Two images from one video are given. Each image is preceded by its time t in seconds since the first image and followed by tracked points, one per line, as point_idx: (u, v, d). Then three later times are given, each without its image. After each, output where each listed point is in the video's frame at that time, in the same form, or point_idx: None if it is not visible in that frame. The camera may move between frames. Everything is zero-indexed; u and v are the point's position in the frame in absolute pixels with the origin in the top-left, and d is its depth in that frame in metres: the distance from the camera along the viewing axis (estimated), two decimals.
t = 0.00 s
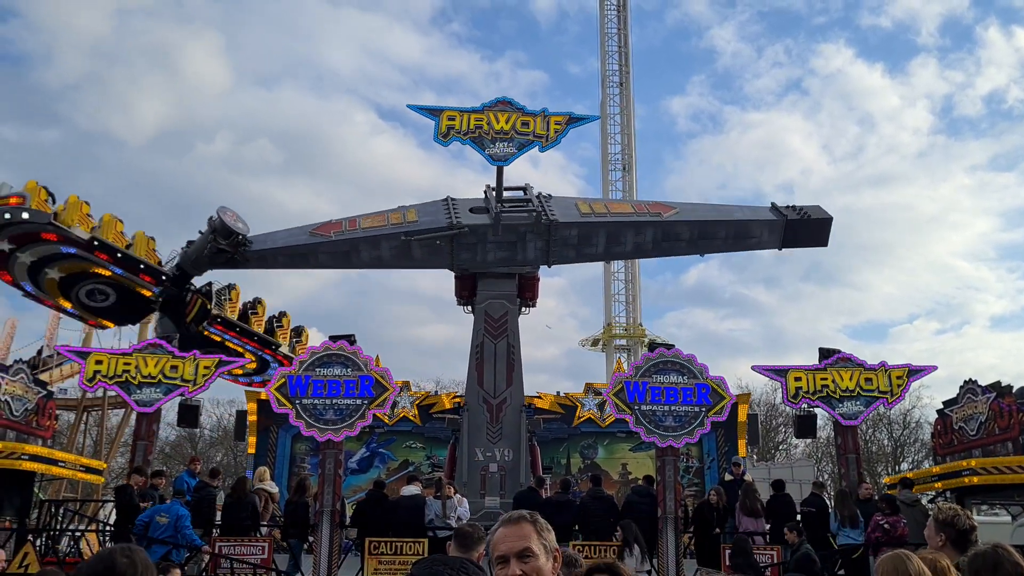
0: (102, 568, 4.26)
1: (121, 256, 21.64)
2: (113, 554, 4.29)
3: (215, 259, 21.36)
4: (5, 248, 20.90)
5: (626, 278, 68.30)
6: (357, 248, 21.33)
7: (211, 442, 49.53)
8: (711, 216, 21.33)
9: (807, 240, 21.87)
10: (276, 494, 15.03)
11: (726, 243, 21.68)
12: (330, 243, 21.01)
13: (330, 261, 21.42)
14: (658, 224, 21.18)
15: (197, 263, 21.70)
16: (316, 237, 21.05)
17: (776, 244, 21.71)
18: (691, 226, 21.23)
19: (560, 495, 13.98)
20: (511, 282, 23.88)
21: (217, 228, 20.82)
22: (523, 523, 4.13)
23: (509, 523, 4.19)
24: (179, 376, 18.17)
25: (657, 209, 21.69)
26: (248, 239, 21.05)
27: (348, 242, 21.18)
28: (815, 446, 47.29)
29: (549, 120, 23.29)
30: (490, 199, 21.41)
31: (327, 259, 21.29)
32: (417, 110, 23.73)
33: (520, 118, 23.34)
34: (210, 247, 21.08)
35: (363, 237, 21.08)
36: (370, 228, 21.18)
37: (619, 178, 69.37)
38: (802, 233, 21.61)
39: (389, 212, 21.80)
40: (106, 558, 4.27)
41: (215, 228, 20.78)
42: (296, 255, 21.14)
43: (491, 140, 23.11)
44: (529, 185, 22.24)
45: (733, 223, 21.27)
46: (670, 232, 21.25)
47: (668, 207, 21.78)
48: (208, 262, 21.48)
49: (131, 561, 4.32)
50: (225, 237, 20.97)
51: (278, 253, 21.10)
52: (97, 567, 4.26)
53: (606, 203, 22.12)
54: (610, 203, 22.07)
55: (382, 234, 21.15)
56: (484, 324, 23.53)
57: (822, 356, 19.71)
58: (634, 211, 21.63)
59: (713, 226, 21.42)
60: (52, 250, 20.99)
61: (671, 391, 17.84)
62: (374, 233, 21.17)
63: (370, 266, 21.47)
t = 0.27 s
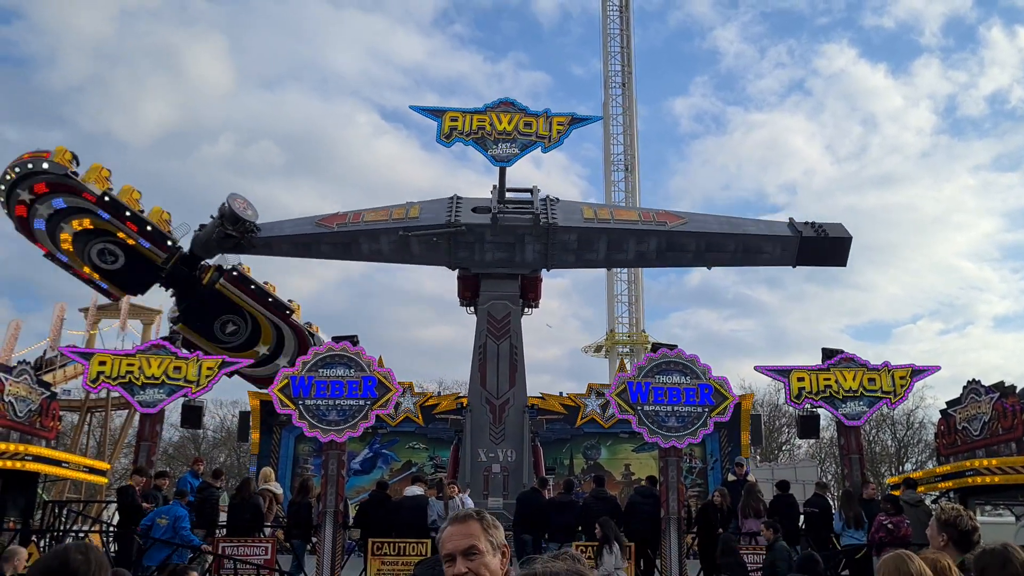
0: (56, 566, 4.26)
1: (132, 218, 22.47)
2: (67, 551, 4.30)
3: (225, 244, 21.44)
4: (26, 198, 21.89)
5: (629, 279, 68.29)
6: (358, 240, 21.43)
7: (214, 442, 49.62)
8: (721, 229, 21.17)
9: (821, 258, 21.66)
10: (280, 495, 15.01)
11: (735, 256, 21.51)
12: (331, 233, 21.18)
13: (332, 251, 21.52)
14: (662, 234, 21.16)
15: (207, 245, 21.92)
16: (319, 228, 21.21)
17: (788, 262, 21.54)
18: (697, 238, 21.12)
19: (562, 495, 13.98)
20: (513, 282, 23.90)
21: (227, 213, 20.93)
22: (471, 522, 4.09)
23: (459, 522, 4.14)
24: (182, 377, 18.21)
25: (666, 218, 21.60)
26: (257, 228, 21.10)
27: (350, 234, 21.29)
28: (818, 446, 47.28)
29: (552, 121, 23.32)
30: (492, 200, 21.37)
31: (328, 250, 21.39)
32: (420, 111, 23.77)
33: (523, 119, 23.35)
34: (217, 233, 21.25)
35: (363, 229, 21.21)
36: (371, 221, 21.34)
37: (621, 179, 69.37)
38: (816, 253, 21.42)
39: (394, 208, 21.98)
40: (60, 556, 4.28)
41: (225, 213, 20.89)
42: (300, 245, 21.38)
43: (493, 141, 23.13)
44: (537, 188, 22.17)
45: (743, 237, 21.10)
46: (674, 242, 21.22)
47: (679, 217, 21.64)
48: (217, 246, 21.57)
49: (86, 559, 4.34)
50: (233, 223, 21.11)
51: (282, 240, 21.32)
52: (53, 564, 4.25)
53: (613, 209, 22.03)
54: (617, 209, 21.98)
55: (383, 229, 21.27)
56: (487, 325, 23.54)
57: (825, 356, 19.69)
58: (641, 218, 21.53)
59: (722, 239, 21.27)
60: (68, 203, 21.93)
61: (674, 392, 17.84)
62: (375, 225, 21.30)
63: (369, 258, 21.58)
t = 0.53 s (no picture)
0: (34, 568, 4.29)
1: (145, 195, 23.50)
2: (44, 556, 4.32)
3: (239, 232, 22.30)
4: (60, 166, 23.32)
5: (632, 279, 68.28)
6: (361, 234, 21.72)
7: (217, 444, 49.65)
8: (726, 242, 20.80)
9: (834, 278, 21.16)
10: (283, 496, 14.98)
11: (740, 271, 21.07)
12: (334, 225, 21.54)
13: (337, 244, 21.87)
14: (663, 243, 20.89)
15: (220, 231, 22.85)
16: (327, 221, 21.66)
17: (797, 279, 21.08)
18: (699, 249, 20.79)
19: (565, 496, 13.94)
20: (516, 283, 23.88)
21: (240, 203, 21.78)
22: (415, 529, 4.27)
23: (408, 527, 4.32)
24: (185, 379, 18.20)
25: (671, 228, 21.30)
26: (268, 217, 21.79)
27: (353, 228, 21.58)
28: (821, 447, 47.25)
29: (554, 121, 23.31)
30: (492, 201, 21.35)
31: (332, 242, 21.71)
32: (422, 112, 23.78)
33: (525, 120, 23.36)
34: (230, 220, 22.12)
35: (364, 223, 21.49)
36: (374, 216, 21.65)
37: (624, 180, 69.36)
38: (827, 272, 20.92)
39: (399, 204, 22.28)
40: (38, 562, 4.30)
41: (239, 203, 21.75)
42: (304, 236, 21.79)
43: (495, 142, 23.14)
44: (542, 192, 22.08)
45: (749, 251, 20.70)
46: (676, 252, 20.88)
47: (686, 228, 21.28)
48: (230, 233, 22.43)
49: (62, 564, 4.36)
50: (245, 212, 21.88)
51: (288, 229, 21.81)
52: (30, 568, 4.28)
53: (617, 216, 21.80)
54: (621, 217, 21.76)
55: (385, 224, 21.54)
56: (490, 326, 23.53)
57: (827, 356, 19.67)
58: (645, 228, 21.29)
59: (727, 252, 20.88)
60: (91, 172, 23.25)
61: (676, 393, 17.82)
62: (377, 220, 21.58)
63: (370, 252, 21.74)
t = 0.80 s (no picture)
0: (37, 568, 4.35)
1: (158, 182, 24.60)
2: (48, 562, 4.37)
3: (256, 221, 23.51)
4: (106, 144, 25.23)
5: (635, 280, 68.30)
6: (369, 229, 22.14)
7: (221, 446, 49.72)
8: (729, 255, 20.40)
9: (839, 297, 20.73)
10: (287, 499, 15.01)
11: (740, 286, 20.70)
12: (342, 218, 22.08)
13: (345, 236, 22.35)
14: (662, 254, 20.55)
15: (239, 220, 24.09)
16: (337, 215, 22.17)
17: (800, 297, 20.68)
18: (700, 260, 20.43)
19: (568, 497, 13.96)
20: (520, 284, 23.90)
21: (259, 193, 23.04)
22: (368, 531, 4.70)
23: (363, 531, 4.72)
24: (189, 381, 18.24)
25: (674, 238, 20.93)
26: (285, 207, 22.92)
27: (360, 222, 22.06)
28: (825, 448, 47.24)
29: (557, 123, 23.32)
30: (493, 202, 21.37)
31: (340, 235, 22.25)
32: (425, 114, 23.83)
33: (527, 121, 23.40)
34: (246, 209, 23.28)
35: (370, 218, 21.95)
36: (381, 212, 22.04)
37: (627, 181, 69.37)
38: (831, 291, 20.51)
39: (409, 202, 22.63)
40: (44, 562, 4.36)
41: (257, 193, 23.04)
42: (314, 227, 22.48)
43: (498, 144, 23.18)
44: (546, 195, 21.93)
45: (752, 266, 20.29)
46: (675, 263, 20.55)
47: (689, 238, 20.93)
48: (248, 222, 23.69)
49: (66, 569, 4.41)
50: (263, 202, 23.11)
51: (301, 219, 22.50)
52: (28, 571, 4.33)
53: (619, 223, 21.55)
54: (624, 224, 21.46)
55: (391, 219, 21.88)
56: (493, 327, 23.55)
57: (831, 358, 19.67)
58: (647, 236, 20.97)
59: (729, 265, 20.50)
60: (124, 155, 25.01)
61: (680, 394, 17.82)
62: (383, 215, 21.95)
63: (376, 248, 22.19)
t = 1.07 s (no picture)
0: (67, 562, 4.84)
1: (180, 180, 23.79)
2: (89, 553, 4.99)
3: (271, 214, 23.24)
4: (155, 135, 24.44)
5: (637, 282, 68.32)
6: (375, 224, 22.36)
7: (225, 449, 49.77)
8: (727, 269, 20.05)
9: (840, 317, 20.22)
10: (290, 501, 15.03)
11: (738, 300, 20.34)
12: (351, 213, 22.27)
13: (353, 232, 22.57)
14: (658, 263, 20.27)
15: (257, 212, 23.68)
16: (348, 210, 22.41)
17: (800, 315, 20.20)
18: (696, 272, 20.12)
19: (570, 500, 13.98)
20: (523, 286, 23.88)
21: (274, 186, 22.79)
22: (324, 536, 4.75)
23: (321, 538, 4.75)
24: (192, 384, 18.26)
25: (674, 248, 20.65)
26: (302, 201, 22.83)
27: (369, 217, 22.26)
28: (829, 449, 47.21)
29: (559, 125, 23.31)
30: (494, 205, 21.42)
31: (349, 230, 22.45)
32: (427, 117, 23.86)
33: (530, 124, 23.41)
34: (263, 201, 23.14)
35: (379, 213, 22.11)
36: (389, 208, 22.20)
37: (630, 183, 69.36)
38: (832, 310, 19.99)
39: (417, 200, 22.77)
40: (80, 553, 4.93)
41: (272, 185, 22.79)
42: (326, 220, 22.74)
43: (500, 146, 23.20)
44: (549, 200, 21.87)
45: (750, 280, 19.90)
46: (671, 273, 20.27)
47: (689, 248, 20.66)
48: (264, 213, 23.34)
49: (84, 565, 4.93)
50: (279, 194, 22.79)
51: (313, 213, 22.78)
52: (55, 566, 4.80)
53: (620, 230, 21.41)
54: (625, 232, 21.27)
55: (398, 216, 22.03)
56: (496, 330, 23.57)
57: (834, 359, 19.66)
58: (645, 244, 20.75)
59: (726, 279, 20.15)
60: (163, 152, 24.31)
61: (683, 396, 17.81)
62: (390, 211, 22.11)
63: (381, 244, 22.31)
